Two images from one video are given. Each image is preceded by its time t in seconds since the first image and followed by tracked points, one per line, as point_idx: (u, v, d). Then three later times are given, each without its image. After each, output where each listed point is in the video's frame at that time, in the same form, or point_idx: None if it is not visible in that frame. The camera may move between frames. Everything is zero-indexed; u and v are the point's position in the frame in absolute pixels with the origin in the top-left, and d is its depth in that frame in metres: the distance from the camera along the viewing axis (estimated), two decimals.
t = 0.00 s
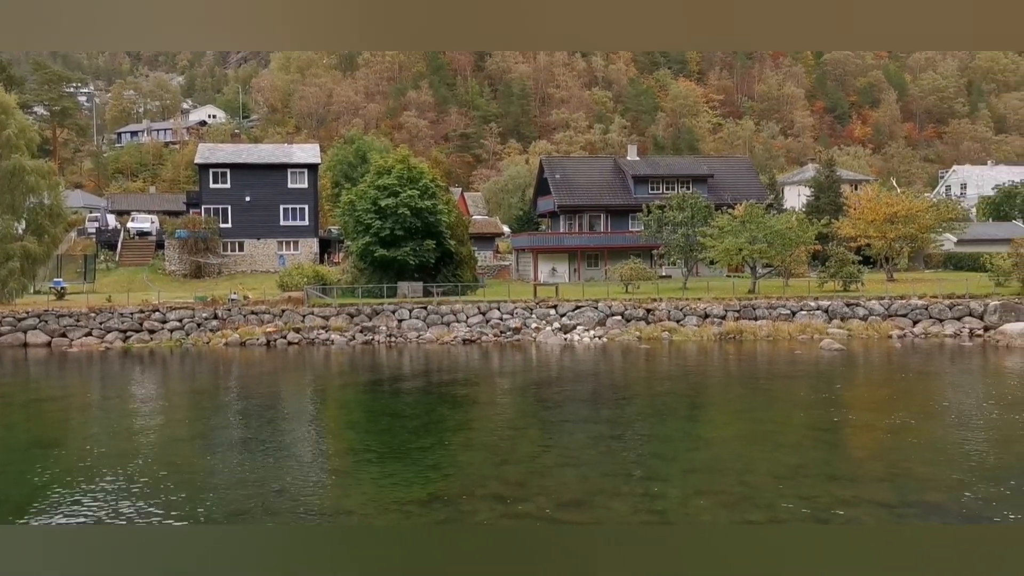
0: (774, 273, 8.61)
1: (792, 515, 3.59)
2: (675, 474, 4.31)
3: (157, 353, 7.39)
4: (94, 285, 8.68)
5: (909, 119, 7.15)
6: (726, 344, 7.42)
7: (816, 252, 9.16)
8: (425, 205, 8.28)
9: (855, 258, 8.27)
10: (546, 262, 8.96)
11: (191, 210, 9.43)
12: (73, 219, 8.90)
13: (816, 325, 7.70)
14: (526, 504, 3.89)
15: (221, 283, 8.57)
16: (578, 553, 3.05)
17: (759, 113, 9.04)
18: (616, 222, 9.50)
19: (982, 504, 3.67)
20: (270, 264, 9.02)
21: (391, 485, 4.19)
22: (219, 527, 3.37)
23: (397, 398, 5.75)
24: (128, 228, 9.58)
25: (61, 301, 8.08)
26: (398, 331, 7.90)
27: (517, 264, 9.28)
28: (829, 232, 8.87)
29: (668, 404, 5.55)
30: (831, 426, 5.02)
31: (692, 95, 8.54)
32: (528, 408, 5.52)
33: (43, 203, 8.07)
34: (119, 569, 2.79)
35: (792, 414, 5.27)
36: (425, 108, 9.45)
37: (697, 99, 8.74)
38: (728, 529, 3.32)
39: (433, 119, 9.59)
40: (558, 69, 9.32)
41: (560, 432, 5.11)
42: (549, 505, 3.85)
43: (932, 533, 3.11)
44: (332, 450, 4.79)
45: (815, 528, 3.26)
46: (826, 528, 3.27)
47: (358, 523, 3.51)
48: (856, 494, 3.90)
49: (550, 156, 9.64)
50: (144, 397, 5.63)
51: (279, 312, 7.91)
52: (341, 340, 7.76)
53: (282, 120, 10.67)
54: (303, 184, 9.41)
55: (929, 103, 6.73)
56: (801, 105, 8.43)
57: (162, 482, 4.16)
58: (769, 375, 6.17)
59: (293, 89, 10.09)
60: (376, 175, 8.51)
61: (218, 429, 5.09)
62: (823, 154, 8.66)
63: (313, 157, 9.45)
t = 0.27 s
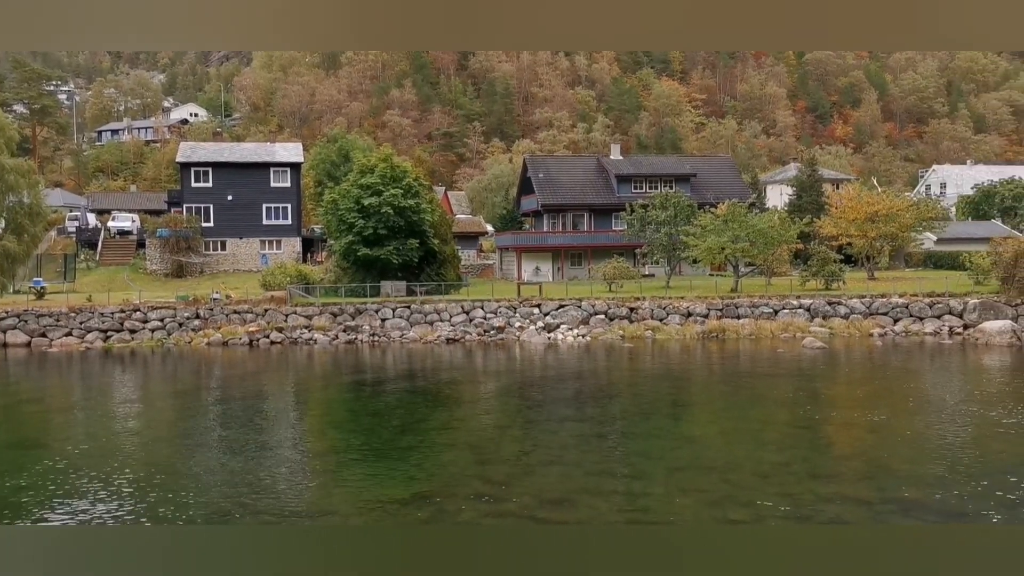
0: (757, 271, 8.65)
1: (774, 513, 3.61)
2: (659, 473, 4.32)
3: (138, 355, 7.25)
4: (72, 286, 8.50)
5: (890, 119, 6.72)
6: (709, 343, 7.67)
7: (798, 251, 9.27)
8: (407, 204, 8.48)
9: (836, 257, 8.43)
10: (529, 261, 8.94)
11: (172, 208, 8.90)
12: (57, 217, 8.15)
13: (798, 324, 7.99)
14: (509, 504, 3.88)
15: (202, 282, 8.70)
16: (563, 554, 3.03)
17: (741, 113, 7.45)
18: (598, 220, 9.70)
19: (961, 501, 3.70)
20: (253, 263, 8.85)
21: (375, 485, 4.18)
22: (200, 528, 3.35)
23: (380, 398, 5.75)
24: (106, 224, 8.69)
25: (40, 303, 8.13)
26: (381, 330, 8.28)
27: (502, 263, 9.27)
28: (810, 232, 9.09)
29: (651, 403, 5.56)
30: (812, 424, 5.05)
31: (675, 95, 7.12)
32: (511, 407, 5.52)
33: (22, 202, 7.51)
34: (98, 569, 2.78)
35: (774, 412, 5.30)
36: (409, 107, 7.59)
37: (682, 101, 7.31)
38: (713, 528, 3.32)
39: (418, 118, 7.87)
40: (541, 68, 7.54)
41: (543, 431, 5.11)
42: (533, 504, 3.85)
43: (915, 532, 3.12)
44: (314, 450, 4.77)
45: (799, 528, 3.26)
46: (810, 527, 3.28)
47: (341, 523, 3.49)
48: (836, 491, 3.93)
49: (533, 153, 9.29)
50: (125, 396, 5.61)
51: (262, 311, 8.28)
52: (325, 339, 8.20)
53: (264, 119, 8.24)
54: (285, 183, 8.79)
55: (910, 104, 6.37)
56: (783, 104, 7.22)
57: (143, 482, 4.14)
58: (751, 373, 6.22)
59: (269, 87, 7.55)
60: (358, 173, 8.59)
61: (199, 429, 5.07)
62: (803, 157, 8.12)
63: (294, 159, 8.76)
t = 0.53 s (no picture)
0: (738, 271, 8.79)
1: (755, 511, 3.63)
2: (639, 471, 4.34)
3: (116, 355, 7.21)
4: (50, 285, 8.35)
5: (868, 119, 6.86)
6: (690, 341, 7.70)
7: (778, 250, 9.34)
8: (389, 204, 8.27)
9: (816, 256, 8.49)
10: (510, 260, 9.00)
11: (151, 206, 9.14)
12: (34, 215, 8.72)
13: (779, 322, 8.00)
14: (491, 503, 3.88)
15: (182, 280, 8.61)
16: (544, 552, 3.04)
17: (723, 113, 7.71)
18: (578, 218, 9.65)
19: (940, 498, 3.73)
20: (233, 263, 8.81)
21: (356, 485, 4.17)
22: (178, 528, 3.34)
23: (361, 397, 5.74)
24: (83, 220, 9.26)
25: (18, 302, 7.97)
26: (363, 330, 8.17)
27: (484, 262, 9.34)
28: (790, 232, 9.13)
29: (632, 402, 5.58)
30: (792, 423, 5.09)
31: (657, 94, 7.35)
32: (492, 407, 5.53)
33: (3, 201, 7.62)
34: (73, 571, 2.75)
35: (754, 411, 5.33)
36: (390, 107, 7.58)
37: (664, 101, 7.57)
38: (694, 527, 3.33)
39: (399, 117, 7.84)
40: (522, 67, 7.58)
41: (525, 430, 5.12)
42: (515, 504, 3.85)
43: (894, 531, 3.14)
44: (294, 450, 4.75)
45: (779, 527, 3.28)
46: (790, 526, 3.30)
47: (322, 524, 3.48)
48: (817, 490, 3.95)
49: (515, 152, 9.50)
50: (103, 397, 5.58)
51: (243, 310, 8.17)
52: (305, 339, 8.09)
53: (244, 116, 9.01)
54: (265, 182, 8.98)
55: (887, 103, 6.50)
56: (762, 105, 7.31)
57: (121, 483, 4.12)
58: (732, 372, 6.26)
59: (248, 86, 7.88)
60: (339, 172, 8.46)
61: (179, 429, 5.05)
62: (782, 156, 8.20)
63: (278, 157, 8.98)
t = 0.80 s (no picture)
0: (718, 270, 8.79)
1: (736, 509, 3.64)
2: (622, 470, 4.34)
3: (95, 355, 7.11)
4: (28, 285, 8.16)
5: (848, 119, 6.86)
6: (671, 340, 7.72)
7: (760, 248, 9.39)
8: (372, 201, 8.32)
9: (797, 256, 8.55)
10: (493, 259, 9.02)
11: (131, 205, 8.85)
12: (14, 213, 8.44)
13: (760, 321, 8.07)
14: (473, 502, 3.88)
15: (163, 278, 8.66)
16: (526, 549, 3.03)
17: (705, 112, 7.72)
18: (561, 217, 9.69)
19: (920, 496, 3.76)
20: (214, 262, 8.74)
21: (338, 484, 4.16)
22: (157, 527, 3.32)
23: (343, 396, 5.72)
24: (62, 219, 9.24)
25: None
26: (344, 329, 8.24)
27: (466, 260, 9.29)
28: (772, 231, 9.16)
29: (614, 401, 5.59)
30: (774, 421, 5.10)
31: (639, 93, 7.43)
32: (475, 406, 5.52)
33: None
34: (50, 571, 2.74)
35: (736, 409, 5.35)
36: (373, 105, 7.61)
37: (646, 99, 7.61)
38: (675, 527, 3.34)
39: (382, 115, 7.85)
40: (505, 66, 7.62)
41: (507, 429, 5.12)
42: (497, 503, 3.85)
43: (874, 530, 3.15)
44: (275, 450, 4.73)
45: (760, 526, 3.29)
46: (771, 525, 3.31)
47: (303, 523, 3.46)
48: (798, 487, 3.97)
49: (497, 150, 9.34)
50: (83, 397, 5.55)
51: (224, 309, 8.17)
52: (286, 337, 8.15)
53: (226, 114, 8.25)
54: (247, 180, 8.80)
55: (867, 104, 6.52)
56: (746, 104, 7.41)
57: (100, 482, 4.10)
58: (714, 370, 6.29)
59: (229, 82, 7.49)
60: (322, 169, 8.42)
61: (160, 429, 5.03)
62: (764, 155, 8.21)
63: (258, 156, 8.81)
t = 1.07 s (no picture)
0: (698, 269, 8.90)
1: (715, 507, 3.66)
2: (601, 468, 4.36)
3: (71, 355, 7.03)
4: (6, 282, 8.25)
5: (827, 119, 7.00)
6: (651, 339, 7.75)
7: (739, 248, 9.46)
8: (351, 200, 8.26)
9: (775, 255, 8.64)
10: (473, 259, 9.00)
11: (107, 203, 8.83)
12: None
13: (738, 320, 8.12)
14: (452, 501, 3.87)
15: (140, 279, 8.52)
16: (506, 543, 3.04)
17: (685, 111, 7.88)
18: (541, 216, 9.62)
19: (895, 493, 3.78)
20: (193, 261, 8.78)
21: (317, 484, 4.14)
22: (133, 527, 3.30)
23: (322, 396, 5.71)
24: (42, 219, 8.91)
25: None
26: (324, 328, 8.13)
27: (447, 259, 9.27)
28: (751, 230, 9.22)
29: (593, 400, 5.61)
30: (751, 420, 5.14)
31: (620, 93, 7.48)
32: (455, 406, 5.53)
33: None
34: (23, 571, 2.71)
35: (714, 407, 5.38)
36: (352, 103, 7.95)
37: (626, 99, 7.68)
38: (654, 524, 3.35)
39: (361, 114, 8.18)
40: (485, 65, 7.63)
41: (486, 428, 5.12)
42: (476, 501, 3.85)
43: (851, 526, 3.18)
44: (254, 450, 4.71)
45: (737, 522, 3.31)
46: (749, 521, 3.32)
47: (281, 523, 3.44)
48: (775, 485, 3.99)
49: (477, 149, 9.34)
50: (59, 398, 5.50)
51: (201, 308, 8.10)
52: (265, 337, 8.03)
53: (203, 112, 8.94)
54: (227, 180, 8.93)
55: (845, 104, 6.62)
56: (724, 104, 7.41)
57: (76, 483, 4.06)
58: (693, 369, 6.34)
59: (208, 81, 8.11)
60: (300, 169, 8.44)
61: (137, 430, 4.99)
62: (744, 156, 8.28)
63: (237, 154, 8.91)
